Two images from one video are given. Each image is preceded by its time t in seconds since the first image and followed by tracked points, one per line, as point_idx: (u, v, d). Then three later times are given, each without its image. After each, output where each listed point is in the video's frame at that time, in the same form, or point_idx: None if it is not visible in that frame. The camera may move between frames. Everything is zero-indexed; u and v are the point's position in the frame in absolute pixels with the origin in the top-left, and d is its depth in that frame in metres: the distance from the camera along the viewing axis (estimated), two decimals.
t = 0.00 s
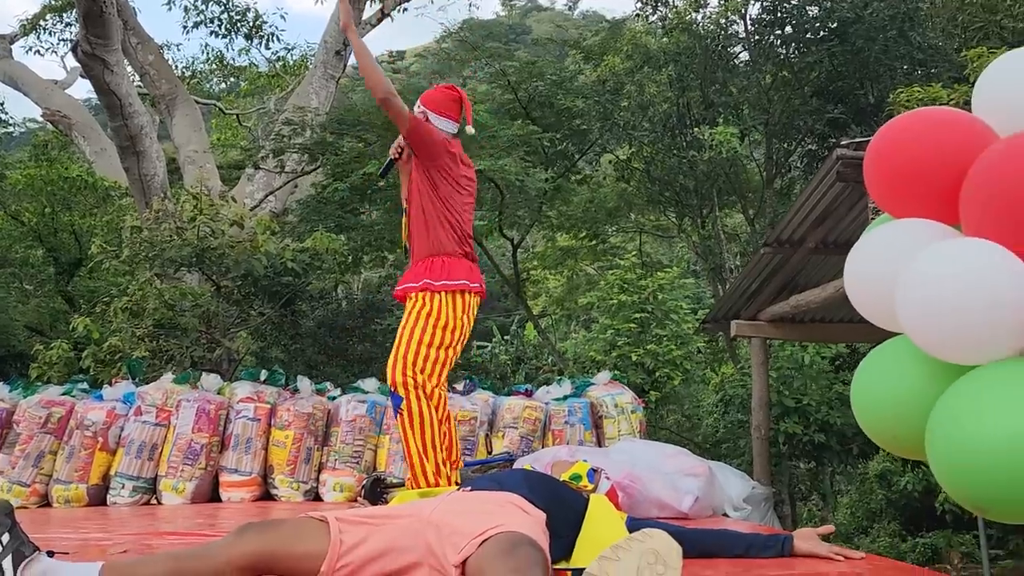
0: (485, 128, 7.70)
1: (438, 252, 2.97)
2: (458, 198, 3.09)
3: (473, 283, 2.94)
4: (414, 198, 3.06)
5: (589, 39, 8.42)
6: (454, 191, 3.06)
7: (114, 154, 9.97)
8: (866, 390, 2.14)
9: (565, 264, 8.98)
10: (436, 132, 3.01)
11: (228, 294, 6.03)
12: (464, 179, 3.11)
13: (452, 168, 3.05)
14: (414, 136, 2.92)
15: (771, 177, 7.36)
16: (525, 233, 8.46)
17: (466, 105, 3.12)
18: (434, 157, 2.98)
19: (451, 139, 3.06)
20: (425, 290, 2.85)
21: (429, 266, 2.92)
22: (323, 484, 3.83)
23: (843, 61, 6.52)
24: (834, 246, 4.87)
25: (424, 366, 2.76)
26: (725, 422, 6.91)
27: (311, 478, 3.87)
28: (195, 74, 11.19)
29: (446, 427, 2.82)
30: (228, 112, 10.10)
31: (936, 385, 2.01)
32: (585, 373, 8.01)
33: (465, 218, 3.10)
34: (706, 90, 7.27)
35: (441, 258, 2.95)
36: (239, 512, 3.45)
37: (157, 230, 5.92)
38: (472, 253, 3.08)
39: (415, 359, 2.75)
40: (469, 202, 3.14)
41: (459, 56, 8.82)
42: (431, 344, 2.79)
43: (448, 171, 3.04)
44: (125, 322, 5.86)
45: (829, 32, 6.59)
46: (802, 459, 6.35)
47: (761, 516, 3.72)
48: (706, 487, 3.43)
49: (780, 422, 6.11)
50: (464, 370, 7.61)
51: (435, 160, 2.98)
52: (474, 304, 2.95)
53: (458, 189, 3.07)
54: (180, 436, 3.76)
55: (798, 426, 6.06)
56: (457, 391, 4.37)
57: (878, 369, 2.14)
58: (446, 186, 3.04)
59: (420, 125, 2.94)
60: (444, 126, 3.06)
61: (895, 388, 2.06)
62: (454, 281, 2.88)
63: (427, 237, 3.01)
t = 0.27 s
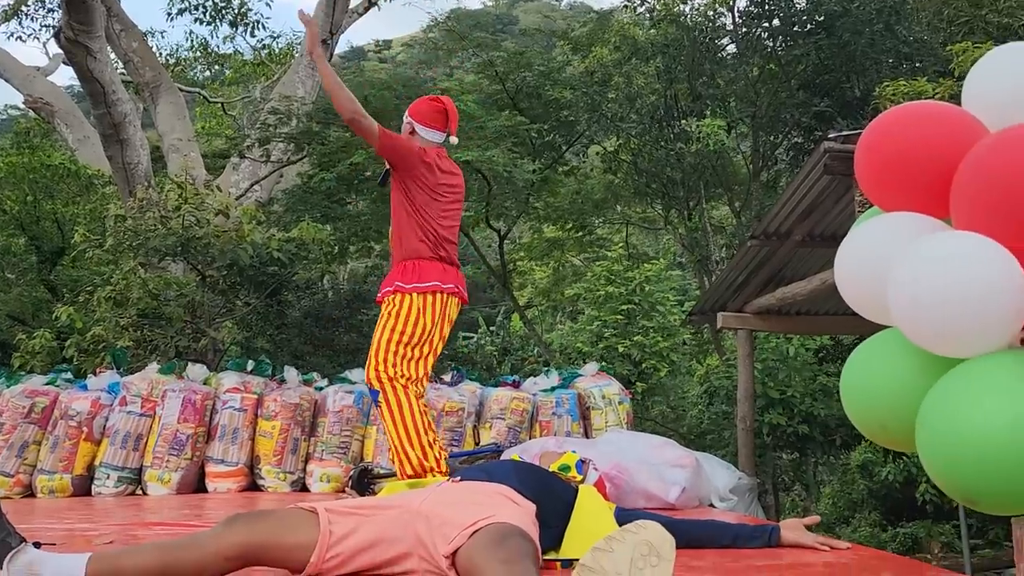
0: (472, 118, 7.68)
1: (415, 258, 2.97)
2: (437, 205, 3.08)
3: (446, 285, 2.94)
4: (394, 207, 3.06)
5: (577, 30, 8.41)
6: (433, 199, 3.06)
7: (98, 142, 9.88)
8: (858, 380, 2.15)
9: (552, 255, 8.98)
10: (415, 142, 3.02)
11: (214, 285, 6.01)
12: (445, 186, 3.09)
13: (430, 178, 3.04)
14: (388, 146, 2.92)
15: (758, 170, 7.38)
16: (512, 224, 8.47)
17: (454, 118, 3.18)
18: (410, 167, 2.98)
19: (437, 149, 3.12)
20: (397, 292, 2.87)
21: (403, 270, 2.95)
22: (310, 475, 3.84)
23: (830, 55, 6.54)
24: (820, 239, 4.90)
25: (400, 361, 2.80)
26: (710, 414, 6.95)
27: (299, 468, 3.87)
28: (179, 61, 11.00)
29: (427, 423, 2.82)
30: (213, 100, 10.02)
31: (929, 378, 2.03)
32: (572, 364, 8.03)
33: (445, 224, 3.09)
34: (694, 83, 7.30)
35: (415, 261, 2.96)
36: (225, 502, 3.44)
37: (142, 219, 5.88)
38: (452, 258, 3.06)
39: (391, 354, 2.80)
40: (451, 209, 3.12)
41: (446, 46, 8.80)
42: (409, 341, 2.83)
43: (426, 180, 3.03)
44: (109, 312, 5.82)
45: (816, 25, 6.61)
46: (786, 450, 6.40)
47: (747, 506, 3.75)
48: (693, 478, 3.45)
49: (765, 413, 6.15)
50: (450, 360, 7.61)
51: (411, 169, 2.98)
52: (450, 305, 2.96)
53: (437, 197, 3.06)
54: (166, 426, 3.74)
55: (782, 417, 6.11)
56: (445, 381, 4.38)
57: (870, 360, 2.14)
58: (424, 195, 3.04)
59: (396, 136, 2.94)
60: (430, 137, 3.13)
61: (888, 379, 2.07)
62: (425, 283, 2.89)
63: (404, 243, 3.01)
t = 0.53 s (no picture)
0: (465, 112, 7.66)
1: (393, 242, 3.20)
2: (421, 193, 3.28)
3: (418, 271, 3.16)
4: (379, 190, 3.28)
5: (570, 24, 8.41)
6: (417, 185, 3.26)
7: (88, 134, 9.81)
8: (849, 374, 2.16)
9: (544, 250, 8.98)
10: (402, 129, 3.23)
11: (204, 278, 6.06)
12: (428, 173, 3.28)
13: (415, 164, 3.24)
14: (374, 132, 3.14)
15: (749, 165, 7.38)
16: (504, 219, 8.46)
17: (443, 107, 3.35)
18: (394, 152, 3.19)
19: (425, 137, 3.32)
20: (370, 277, 3.14)
21: (381, 254, 3.19)
22: (302, 469, 3.84)
23: (823, 51, 6.56)
24: (811, 234, 4.92)
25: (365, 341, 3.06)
26: (701, 408, 6.97)
27: (291, 462, 3.88)
28: (170, 53, 10.95)
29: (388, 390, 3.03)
30: (205, 93, 9.97)
31: (918, 374, 2.04)
32: (563, 358, 8.04)
33: (428, 211, 3.29)
34: (687, 77, 7.31)
35: (392, 247, 3.19)
36: (217, 495, 3.44)
37: (133, 211, 5.85)
38: (431, 244, 3.28)
39: (351, 337, 3.07)
40: (434, 195, 3.32)
41: (439, 40, 8.79)
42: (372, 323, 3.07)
43: (410, 166, 3.23)
44: (99, 305, 5.79)
45: (808, 21, 6.62)
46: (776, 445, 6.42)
47: (738, 500, 3.76)
48: (684, 471, 3.46)
49: (755, 408, 6.18)
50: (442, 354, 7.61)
51: (393, 156, 3.18)
52: (424, 290, 3.17)
53: (421, 183, 3.26)
54: (157, 419, 3.73)
55: (773, 412, 6.14)
56: (437, 374, 4.38)
57: (862, 353, 2.15)
58: (408, 181, 3.24)
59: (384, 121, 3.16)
60: (420, 126, 3.33)
61: (878, 374, 2.08)
62: (398, 268, 3.13)
63: (386, 228, 3.23)
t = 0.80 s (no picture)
0: (463, 108, 7.65)
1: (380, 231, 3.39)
2: (405, 183, 3.46)
3: (402, 261, 3.36)
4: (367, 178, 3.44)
5: (568, 20, 8.40)
6: (402, 176, 3.44)
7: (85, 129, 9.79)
8: (845, 370, 2.17)
9: (541, 246, 8.99)
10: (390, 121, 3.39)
11: (202, 273, 5.94)
12: (414, 166, 3.47)
13: (402, 156, 3.41)
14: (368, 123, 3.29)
15: (747, 162, 7.35)
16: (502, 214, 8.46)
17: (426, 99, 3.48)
18: (384, 143, 3.35)
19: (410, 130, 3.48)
20: (351, 262, 3.29)
21: (366, 242, 3.35)
22: (299, 464, 3.83)
23: (821, 48, 6.55)
24: (809, 231, 4.92)
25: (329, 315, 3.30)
26: (698, 405, 6.98)
27: (288, 457, 3.87)
28: (167, 48, 10.93)
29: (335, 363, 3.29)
30: (202, 88, 9.95)
31: (913, 371, 2.05)
32: (560, 354, 8.05)
33: (410, 201, 3.48)
34: (685, 74, 7.30)
35: (377, 237, 3.37)
36: (214, 490, 3.44)
37: (130, 206, 5.85)
38: (413, 234, 3.48)
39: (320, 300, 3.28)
40: (418, 186, 3.51)
41: (437, 35, 8.80)
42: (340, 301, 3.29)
43: (397, 157, 3.40)
44: (96, 300, 5.79)
45: (807, 18, 6.62)
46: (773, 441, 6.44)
47: (734, 497, 3.77)
48: (681, 467, 3.47)
49: (752, 404, 6.19)
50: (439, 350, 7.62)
51: (384, 147, 3.35)
52: (404, 280, 3.39)
53: (405, 174, 3.44)
54: (154, 414, 3.73)
55: (769, 408, 6.15)
56: (434, 370, 4.39)
57: (859, 348, 2.16)
58: (394, 172, 3.42)
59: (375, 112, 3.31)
60: (403, 118, 3.47)
61: (874, 369, 2.09)
62: (381, 258, 3.31)
63: (373, 216, 3.41)
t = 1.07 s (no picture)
0: (464, 105, 7.65)
1: (354, 250, 3.36)
2: (378, 200, 3.45)
3: (378, 280, 3.35)
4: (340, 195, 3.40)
5: (571, 17, 8.40)
6: (375, 193, 3.43)
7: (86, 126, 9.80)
8: (846, 366, 2.17)
9: (543, 244, 8.98)
10: (364, 138, 3.37)
11: (203, 270, 5.96)
12: (387, 183, 3.46)
13: (375, 173, 3.39)
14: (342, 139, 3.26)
15: (749, 160, 7.31)
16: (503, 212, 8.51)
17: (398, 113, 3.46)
18: (359, 160, 3.33)
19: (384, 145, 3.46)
20: (328, 285, 3.27)
21: (340, 263, 3.33)
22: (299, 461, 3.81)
23: (823, 46, 6.54)
24: (811, 229, 4.92)
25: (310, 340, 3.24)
26: (699, 403, 6.97)
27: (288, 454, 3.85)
28: (170, 45, 10.94)
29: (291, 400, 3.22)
30: (204, 85, 9.96)
31: (914, 368, 2.04)
32: (561, 352, 8.05)
33: (384, 218, 3.47)
34: (687, 72, 7.29)
35: (351, 256, 3.35)
36: (215, 487, 3.44)
37: (131, 203, 5.85)
38: (386, 250, 3.47)
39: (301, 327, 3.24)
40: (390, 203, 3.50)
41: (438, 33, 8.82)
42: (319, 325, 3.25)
43: (370, 175, 3.38)
44: (98, 296, 5.79)
45: (809, 16, 6.59)
46: (774, 440, 6.43)
47: (735, 495, 3.77)
48: (682, 464, 3.47)
49: (753, 403, 6.18)
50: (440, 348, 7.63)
51: (360, 163, 3.32)
52: (380, 298, 3.38)
53: (378, 191, 3.42)
54: (155, 411, 3.74)
55: (770, 406, 6.14)
56: (436, 367, 4.40)
57: (859, 345, 2.16)
58: (367, 189, 3.40)
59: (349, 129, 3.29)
60: (376, 132, 3.44)
61: (874, 366, 2.09)
62: (357, 278, 3.30)
63: (347, 234, 3.38)
